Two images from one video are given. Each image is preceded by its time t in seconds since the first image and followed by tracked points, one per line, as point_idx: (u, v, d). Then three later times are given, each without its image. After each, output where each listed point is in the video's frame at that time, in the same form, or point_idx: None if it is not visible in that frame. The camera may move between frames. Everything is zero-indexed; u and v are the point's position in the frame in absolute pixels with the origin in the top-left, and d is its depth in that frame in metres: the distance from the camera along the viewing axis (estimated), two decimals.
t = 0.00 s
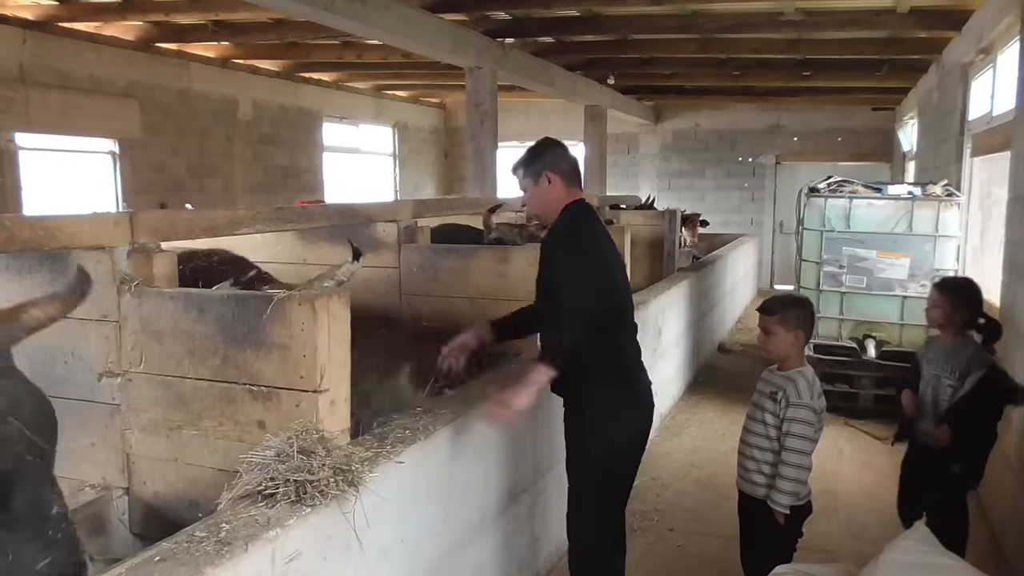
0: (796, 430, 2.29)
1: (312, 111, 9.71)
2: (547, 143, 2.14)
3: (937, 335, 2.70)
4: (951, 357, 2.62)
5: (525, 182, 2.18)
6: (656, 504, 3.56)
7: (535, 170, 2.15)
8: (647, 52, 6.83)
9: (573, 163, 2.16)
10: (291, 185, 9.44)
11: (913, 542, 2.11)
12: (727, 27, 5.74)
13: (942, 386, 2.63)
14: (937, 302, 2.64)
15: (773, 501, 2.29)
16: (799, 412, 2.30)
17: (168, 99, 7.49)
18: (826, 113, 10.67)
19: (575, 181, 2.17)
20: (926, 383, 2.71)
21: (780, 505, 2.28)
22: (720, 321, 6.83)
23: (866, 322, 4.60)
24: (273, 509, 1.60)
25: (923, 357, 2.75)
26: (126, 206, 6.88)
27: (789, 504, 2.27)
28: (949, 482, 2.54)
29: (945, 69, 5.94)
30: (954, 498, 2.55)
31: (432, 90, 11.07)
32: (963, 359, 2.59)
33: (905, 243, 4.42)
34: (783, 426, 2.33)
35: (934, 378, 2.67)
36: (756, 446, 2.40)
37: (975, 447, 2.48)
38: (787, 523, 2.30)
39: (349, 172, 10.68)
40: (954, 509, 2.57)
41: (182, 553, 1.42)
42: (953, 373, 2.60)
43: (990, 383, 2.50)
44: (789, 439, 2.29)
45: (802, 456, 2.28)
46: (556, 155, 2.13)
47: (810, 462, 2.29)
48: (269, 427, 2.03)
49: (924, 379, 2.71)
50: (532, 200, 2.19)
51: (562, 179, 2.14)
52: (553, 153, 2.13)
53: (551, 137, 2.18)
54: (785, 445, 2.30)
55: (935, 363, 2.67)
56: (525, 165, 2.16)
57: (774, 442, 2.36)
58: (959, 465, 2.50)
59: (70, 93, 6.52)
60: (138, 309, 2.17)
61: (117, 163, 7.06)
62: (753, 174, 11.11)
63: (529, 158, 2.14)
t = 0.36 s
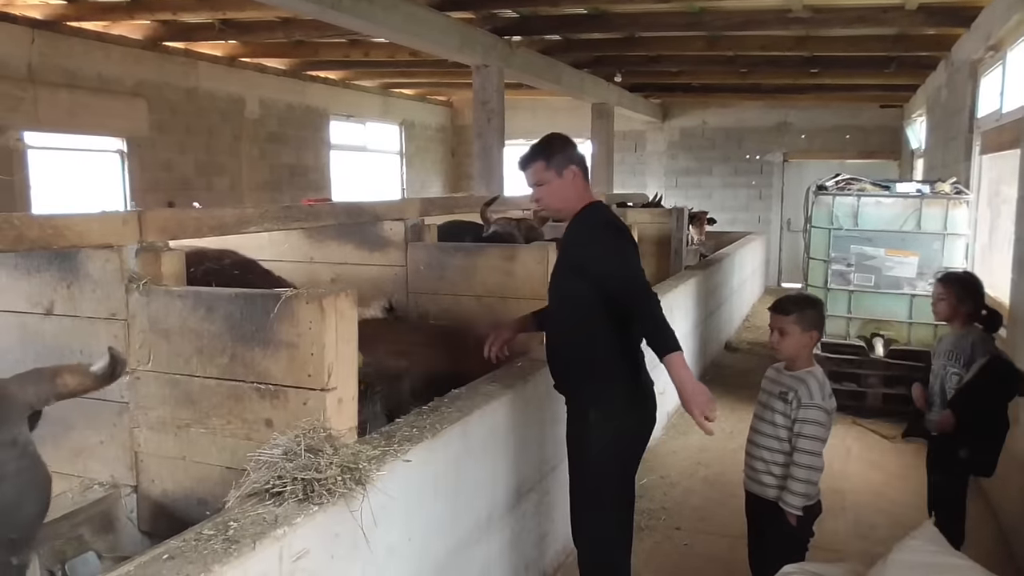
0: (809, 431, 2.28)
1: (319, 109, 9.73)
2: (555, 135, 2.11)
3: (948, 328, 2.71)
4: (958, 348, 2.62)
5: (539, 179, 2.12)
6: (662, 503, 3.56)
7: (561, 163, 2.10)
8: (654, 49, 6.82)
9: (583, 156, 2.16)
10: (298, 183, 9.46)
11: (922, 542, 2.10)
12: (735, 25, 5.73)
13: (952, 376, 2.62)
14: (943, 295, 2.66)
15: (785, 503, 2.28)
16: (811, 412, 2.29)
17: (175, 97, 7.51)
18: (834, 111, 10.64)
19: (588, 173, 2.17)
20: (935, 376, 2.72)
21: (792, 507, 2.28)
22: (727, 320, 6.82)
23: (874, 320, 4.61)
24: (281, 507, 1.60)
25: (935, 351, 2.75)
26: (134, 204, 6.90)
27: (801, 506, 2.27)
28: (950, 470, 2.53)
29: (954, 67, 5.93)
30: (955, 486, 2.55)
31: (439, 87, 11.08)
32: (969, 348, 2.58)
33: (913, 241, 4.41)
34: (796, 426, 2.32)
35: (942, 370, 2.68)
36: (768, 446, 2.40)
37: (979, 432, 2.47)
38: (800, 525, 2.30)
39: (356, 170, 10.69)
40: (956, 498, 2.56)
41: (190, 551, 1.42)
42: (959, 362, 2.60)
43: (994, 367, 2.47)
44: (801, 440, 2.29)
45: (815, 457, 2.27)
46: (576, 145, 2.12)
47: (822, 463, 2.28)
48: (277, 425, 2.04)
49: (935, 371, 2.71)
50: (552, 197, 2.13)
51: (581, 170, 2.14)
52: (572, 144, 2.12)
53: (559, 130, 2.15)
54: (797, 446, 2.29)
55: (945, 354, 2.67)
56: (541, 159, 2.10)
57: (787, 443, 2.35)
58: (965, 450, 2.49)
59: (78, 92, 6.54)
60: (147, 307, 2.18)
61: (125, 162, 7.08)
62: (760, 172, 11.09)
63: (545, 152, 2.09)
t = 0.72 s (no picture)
0: (820, 430, 2.28)
1: (325, 107, 9.73)
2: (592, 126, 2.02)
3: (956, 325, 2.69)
4: (966, 345, 2.60)
5: (570, 169, 2.01)
6: (669, 502, 3.55)
7: (598, 157, 2.00)
8: (660, 47, 6.79)
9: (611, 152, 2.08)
10: (304, 181, 9.47)
11: (931, 541, 2.09)
12: (742, 23, 5.71)
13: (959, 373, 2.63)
14: (951, 294, 2.62)
15: (797, 503, 2.28)
16: (821, 412, 2.29)
17: (182, 95, 7.52)
18: (841, 108, 10.59)
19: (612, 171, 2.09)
20: (942, 374, 2.71)
21: (804, 507, 2.27)
22: (734, 318, 6.80)
23: (881, 318, 4.58)
24: (287, 506, 1.60)
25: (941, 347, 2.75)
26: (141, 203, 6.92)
27: (813, 506, 2.27)
28: (964, 467, 2.52)
29: (962, 63, 5.90)
30: (968, 482, 2.54)
31: (444, 85, 11.07)
32: (978, 346, 2.57)
33: (920, 239, 4.38)
34: (807, 425, 2.31)
35: (950, 367, 2.67)
36: (777, 446, 2.39)
37: (990, 429, 2.46)
38: (811, 525, 2.30)
39: (362, 168, 10.69)
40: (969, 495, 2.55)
41: (196, 551, 1.43)
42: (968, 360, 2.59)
43: (1005, 366, 2.44)
44: (812, 440, 2.28)
45: (826, 457, 2.26)
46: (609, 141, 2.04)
47: (833, 464, 2.27)
48: (284, 424, 2.04)
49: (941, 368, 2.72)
50: (580, 191, 2.02)
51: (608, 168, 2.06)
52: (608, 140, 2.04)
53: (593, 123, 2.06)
54: (808, 446, 2.29)
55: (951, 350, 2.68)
56: (579, 147, 1.99)
57: (798, 442, 2.34)
58: (977, 448, 2.48)
59: (86, 91, 6.56)
60: (153, 306, 2.18)
61: (132, 160, 7.10)
62: (767, 170, 11.05)
63: (582, 140, 1.98)
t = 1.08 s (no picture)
0: (824, 429, 2.28)
1: (329, 105, 9.74)
2: (590, 124, 1.89)
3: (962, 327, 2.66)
4: (981, 351, 2.58)
5: (564, 168, 1.85)
6: (673, 500, 3.55)
7: (597, 157, 1.85)
8: (664, 44, 6.77)
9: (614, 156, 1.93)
10: (308, 179, 9.47)
11: (937, 540, 2.08)
12: (746, 20, 5.69)
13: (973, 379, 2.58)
14: (973, 302, 2.58)
15: (801, 501, 2.28)
16: (825, 410, 2.29)
17: (186, 94, 7.52)
18: (846, 105, 10.56)
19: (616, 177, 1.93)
20: (951, 375, 2.64)
21: (807, 506, 2.27)
22: (738, 316, 6.79)
23: (886, 316, 4.55)
24: (291, 507, 1.60)
25: (946, 349, 2.68)
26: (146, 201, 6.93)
27: (817, 504, 2.26)
28: (971, 472, 2.54)
29: (967, 61, 5.88)
30: (976, 490, 2.54)
31: (448, 83, 11.07)
32: (998, 354, 2.56)
33: (925, 237, 4.38)
34: (811, 424, 2.31)
35: (965, 371, 2.61)
36: (780, 445, 2.38)
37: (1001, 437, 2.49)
38: (814, 523, 2.30)
39: (366, 166, 10.70)
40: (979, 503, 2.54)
41: (201, 550, 1.43)
42: (986, 366, 2.57)
43: None
44: (815, 439, 2.28)
45: (830, 455, 2.26)
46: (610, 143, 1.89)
47: (837, 462, 2.27)
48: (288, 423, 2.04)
49: (949, 371, 2.64)
50: (575, 194, 1.86)
51: (610, 173, 1.89)
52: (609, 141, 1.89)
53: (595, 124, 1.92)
54: (812, 444, 2.28)
55: (963, 355, 2.63)
56: (574, 147, 1.84)
57: (802, 441, 2.34)
58: (989, 457, 2.51)
59: (90, 90, 6.56)
60: (157, 305, 2.19)
61: (136, 159, 7.11)
62: (771, 167, 11.03)
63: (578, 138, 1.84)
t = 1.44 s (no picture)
0: (827, 427, 2.28)
1: (331, 103, 9.74)
2: (491, 138, 1.67)
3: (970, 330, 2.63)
4: (993, 355, 2.56)
5: (467, 193, 1.63)
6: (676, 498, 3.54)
7: (502, 175, 1.62)
8: (667, 43, 6.76)
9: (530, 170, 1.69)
10: (310, 178, 9.47)
11: (941, 539, 2.07)
12: (749, 18, 5.67)
13: (983, 382, 2.56)
14: (987, 306, 2.56)
15: (804, 499, 2.28)
16: (829, 408, 2.29)
17: (188, 93, 7.52)
18: (849, 103, 10.54)
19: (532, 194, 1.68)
20: (963, 379, 2.60)
21: (812, 504, 2.27)
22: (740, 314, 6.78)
23: (889, 314, 4.54)
24: (292, 506, 1.59)
25: (951, 353, 2.64)
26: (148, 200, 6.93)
27: (821, 502, 2.26)
28: (978, 472, 2.53)
29: (971, 58, 5.87)
30: (985, 489, 2.54)
31: (450, 81, 11.05)
32: (1009, 358, 2.53)
33: (929, 235, 4.36)
34: (814, 423, 2.31)
35: (977, 374, 2.57)
36: (783, 444, 2.37)
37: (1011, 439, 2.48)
38: (818, 521, 2.30)
39: (368, 164, 10.69)
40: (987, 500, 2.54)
41: (203, 549, 1.42)
42: (997, 371, 2.54)
43: None
44: (819, 437, 2.28)
45: (834, 453, 2.25)
46: (518, 157, 1.65)
47: (842, 460, 2.27)
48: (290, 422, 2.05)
49: (959, 375, 2.60)
50: (489, 218, 1.63)
51: (524, 190, 1.66)
52: (518, 154, 1.66)
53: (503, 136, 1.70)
54: (815, 443, 2.28)
55: (972, 359, 2.59)
56: (475, 165, 1.62)
57: (805, 440, 2.33)
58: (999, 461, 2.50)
59: (92, 89, 6.56)
60: (159, 304, 2.19)
61: (138, 158, 7.11)
62: (774, 166, 11.01)
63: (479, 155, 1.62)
